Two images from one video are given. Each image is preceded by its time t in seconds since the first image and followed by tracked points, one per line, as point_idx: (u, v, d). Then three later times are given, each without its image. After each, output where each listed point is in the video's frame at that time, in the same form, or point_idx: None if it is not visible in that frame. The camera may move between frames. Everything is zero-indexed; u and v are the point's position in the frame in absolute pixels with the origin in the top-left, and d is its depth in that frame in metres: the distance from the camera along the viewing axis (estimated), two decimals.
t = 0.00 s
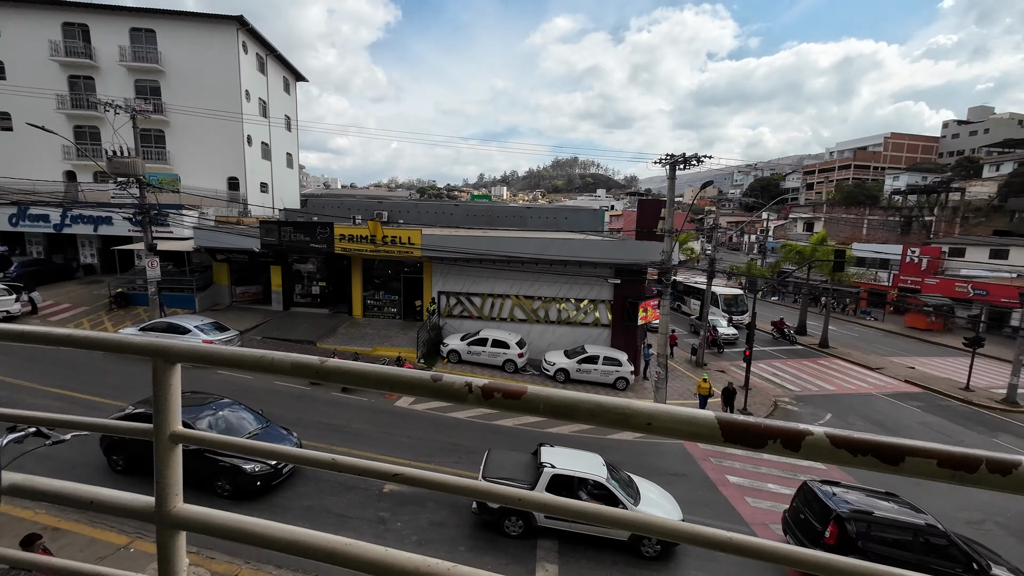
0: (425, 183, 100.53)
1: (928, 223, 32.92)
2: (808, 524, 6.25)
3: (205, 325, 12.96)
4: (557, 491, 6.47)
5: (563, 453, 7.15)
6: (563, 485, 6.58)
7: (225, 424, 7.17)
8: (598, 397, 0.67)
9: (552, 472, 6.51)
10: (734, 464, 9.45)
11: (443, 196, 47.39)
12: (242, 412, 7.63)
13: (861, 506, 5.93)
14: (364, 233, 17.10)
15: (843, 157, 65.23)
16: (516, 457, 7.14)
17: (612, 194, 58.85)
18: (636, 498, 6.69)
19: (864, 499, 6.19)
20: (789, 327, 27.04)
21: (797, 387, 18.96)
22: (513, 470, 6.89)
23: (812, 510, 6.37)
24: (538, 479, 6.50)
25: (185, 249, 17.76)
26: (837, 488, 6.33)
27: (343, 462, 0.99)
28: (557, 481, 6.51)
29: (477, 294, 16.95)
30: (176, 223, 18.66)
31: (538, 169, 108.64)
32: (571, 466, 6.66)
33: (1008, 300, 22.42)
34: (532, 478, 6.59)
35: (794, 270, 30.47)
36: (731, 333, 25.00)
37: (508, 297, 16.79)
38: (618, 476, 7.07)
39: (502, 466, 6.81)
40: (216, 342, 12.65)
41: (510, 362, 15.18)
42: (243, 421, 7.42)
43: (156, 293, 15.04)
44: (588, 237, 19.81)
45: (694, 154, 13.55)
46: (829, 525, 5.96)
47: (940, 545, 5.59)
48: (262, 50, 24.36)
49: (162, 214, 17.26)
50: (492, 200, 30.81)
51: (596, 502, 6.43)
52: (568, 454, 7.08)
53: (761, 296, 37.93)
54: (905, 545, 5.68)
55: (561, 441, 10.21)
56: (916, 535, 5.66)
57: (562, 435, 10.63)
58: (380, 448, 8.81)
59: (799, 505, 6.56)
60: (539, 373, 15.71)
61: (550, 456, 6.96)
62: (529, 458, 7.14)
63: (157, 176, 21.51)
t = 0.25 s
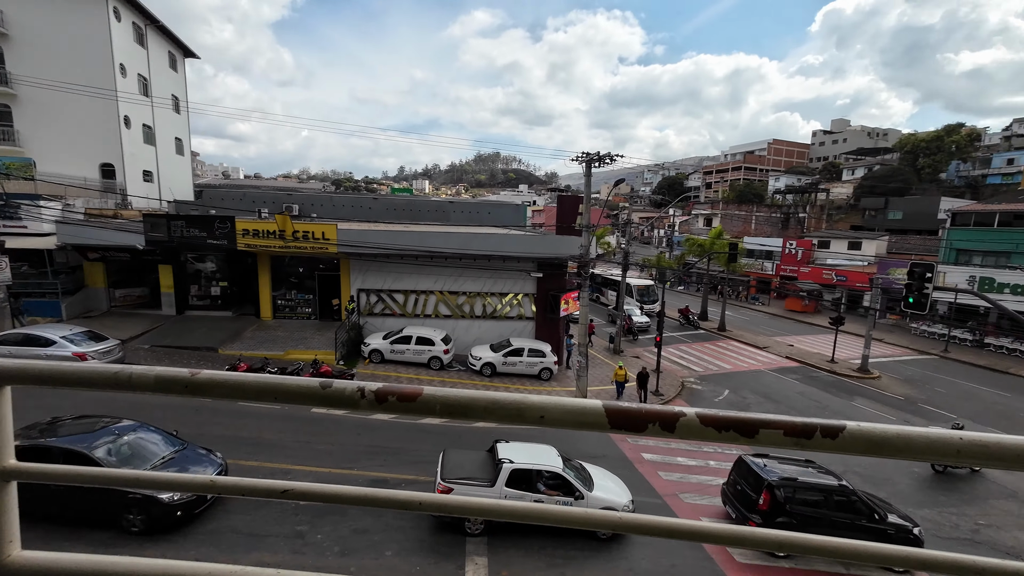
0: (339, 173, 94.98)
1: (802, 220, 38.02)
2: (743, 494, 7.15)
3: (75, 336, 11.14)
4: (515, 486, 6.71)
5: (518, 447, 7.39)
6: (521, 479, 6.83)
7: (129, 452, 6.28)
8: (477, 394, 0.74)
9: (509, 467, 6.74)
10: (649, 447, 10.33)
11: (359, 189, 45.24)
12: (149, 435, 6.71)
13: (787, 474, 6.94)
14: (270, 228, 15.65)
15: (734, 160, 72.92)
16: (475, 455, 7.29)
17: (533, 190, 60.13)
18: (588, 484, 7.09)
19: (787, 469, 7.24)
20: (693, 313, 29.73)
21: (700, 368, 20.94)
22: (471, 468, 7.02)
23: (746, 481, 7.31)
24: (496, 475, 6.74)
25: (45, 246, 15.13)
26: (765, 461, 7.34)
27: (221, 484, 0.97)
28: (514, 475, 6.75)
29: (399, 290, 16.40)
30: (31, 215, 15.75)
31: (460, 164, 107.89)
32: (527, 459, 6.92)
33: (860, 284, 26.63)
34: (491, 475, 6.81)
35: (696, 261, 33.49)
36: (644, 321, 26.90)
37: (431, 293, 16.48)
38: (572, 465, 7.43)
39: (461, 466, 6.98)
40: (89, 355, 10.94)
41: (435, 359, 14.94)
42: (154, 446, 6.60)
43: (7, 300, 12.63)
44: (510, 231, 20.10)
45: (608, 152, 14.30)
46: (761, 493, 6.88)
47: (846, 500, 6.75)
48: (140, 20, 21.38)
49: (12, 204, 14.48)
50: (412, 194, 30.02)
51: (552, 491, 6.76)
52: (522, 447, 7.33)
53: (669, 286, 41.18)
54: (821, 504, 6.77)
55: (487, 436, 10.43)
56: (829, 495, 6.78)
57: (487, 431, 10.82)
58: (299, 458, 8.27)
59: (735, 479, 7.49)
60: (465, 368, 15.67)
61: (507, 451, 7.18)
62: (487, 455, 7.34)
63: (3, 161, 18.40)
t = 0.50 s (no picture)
0: (238, 161, 86.32)
1: (700, 217, 41.96)
2: (686, 470, 8.13)
3: None
4: (474, 481, 7.06)
5: (476, 443, 7.74)
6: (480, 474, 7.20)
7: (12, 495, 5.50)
8: (370, 398, 0.76)
9: (470, 465, 7.07)
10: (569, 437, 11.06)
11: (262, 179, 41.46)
12: (31, 471, 5.86)
13: (721, 450, 7.96)
14: (153, 222, 13.74)
15: (642, 160, 78.17)
16: (436, 455, 7.60)
17: (454, 185, 59.51)
18: (542, 473, 7.65)
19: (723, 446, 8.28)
20: (608, 304, 31.53)
21: (616, 355, 22.31)
22: (430, 468, 7.28)
23: (688, 458, 8.30)
24: (456, 473, 7.04)
25: None
26: (703, 439, 8.35)
27: (90, 524, 0.91)
28: (474, 471, 7.10)
29: (311, 289, 15.34)
30: None
31: (376, 156, 103.32)
32: (484, 455, 7.25)
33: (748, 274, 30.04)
34: (450, 473, 7.10)
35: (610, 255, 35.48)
36: (564, 313, 28.01)
37: (348, 291, 15.65)
38: (527, 457, 7.92)
39: (420, 467, 7.20)
40: None
41: (354, 361, 14.24)
42: (41, 483, 5.78)
43: None
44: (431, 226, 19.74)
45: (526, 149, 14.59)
46: (701, 467, 7.87)
47: (770, 468, 7.83)
48: None
49: None
50: (323, 185, 28.23)
51: (509, 483, 7.22)
52: (479, 444, 7.69)
53: (587, 278, 43.21)
54: (749, 473, 7.84)
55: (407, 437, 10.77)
56: (756, 465, 7.86)
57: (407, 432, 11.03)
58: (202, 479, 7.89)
59: (678, 457, 8.48)
60: (387, 368, 15.14)
61: (464, 448, 7.51)
62: (445, 454, 7.60)
63: None
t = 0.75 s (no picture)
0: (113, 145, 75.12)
1: (615, 213, 44.40)
2: (632, 451, 9.01)
3: None
4: (434, 479, 7.26)
5: (431, 442, 7.89)
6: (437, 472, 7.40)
7: None
8: (214, 412, 0.70)
9: (428, 464, 7.24)
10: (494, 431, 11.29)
11: (144, 166, 36.45)
12: None
13: (663, 431, 8.88)
14: None
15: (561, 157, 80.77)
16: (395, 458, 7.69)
17: (372, 177, 57.01)
18: (498, 465, 8.02)
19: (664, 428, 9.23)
20: (531, 298, 32.32)
21: (539, 347, 22.95)
22: (388, 471, 7.33)
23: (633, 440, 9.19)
24: (415, 473, 7.18)
25: None
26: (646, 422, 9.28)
27: None
28: (433, 469, 7.27)
29: (207, 290, 13.84)
30: None
31: (283, 144, 95.56)
32: (443, 453, 7.44)
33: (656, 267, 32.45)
34: (408, 473, 7.23)
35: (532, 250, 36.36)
36: (488, 308, 28.20)
37: (252, 292, 14.34)
38: (483, 451, 8.23)
39: (376, 471, 7.26)
40: None
41: (262, 368, 13.14)
42: None
43: None
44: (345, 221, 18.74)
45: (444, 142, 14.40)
46: (644, 448, 8.73)
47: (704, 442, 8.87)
48: None
49: None
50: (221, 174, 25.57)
51: (467, 478, 7.52)
52: (436, 442, 7.87)
53: (510, 273, 43.89)
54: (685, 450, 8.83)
55: (324, 443, 10.30)
56: (692, 442, 8.89)
57: (325, 439, 10.58)
58: (71, 515, 6.87)
59: (626, 440, 9.38)
60: (300, 373, 14.19)
61: (422, 448, 7.62)
62: (401, 456, 7.70)
63: None
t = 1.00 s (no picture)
0: None
1: (540, 209, 45.49)
2: (585, 437, 9.51)
3: None
4: (395, 477, 7.16)
5: (390, 441, 7.79)
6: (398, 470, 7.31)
7: None
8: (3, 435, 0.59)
9: (389, 463, 7.13)
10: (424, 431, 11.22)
11: None
12: None
13: (613, 417, 9.49)
14: None
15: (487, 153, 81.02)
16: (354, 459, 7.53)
17: (285, 169, 53.07)
18: (458, 459, 8.08)
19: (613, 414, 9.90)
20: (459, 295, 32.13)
21: (468, 344, 22.91)
22: (347, 473, 7.16)
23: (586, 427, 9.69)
24: (376, 472, 7.05)
25: None
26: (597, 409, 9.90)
27: None
28: (394, 468, 7.17)
29: (83, 296, 12.14)
30: None
31: (178, 130, 85.67)
32: (401, 451, 7.35)
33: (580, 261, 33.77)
34: (369, 473, 7.09)
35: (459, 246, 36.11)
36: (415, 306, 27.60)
37: (141, 296, 12.79)
38: (444, 448, 8.26)
39: (334, 474, 7.06)
40: None
41: (156, 381, 11.75)
42: None
43: None
44: (253, 216, 17.23)
45: (361, 133, 13.76)
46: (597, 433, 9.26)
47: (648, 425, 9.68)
48: None
49: None
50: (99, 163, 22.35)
51: (428, 473, 7.51)
52: (395, 440, 7.78)
53: (437, 270, 43.28)
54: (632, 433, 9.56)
55: (240, 456, 9.64)
56: (639, 426, 9.58)
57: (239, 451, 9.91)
58: None
59: (579, 427, 9.87)
60: (203, 383, 12.89)
61: (381, 447, 7.51)
62: (360, 456, 7.52)
63: None
